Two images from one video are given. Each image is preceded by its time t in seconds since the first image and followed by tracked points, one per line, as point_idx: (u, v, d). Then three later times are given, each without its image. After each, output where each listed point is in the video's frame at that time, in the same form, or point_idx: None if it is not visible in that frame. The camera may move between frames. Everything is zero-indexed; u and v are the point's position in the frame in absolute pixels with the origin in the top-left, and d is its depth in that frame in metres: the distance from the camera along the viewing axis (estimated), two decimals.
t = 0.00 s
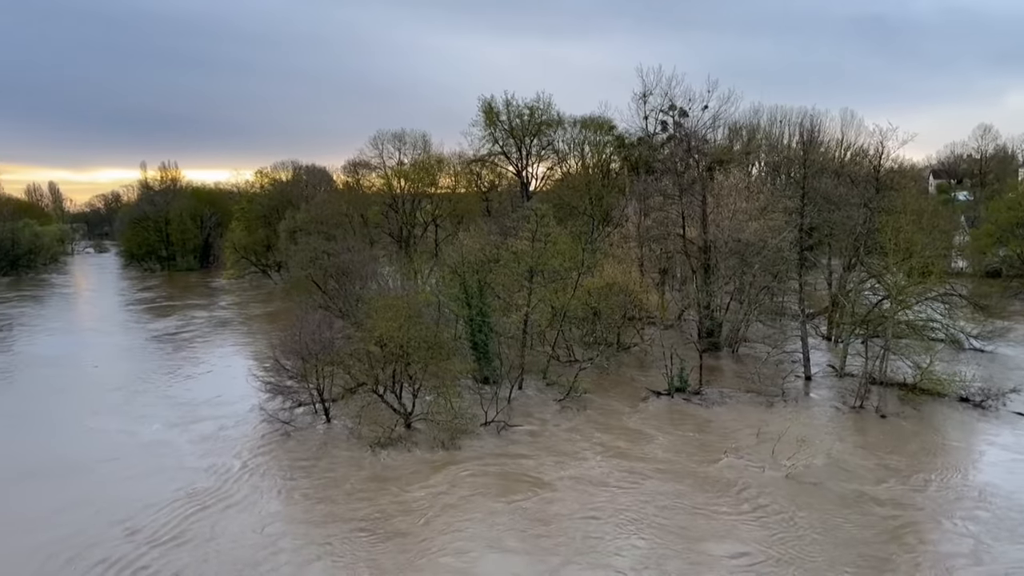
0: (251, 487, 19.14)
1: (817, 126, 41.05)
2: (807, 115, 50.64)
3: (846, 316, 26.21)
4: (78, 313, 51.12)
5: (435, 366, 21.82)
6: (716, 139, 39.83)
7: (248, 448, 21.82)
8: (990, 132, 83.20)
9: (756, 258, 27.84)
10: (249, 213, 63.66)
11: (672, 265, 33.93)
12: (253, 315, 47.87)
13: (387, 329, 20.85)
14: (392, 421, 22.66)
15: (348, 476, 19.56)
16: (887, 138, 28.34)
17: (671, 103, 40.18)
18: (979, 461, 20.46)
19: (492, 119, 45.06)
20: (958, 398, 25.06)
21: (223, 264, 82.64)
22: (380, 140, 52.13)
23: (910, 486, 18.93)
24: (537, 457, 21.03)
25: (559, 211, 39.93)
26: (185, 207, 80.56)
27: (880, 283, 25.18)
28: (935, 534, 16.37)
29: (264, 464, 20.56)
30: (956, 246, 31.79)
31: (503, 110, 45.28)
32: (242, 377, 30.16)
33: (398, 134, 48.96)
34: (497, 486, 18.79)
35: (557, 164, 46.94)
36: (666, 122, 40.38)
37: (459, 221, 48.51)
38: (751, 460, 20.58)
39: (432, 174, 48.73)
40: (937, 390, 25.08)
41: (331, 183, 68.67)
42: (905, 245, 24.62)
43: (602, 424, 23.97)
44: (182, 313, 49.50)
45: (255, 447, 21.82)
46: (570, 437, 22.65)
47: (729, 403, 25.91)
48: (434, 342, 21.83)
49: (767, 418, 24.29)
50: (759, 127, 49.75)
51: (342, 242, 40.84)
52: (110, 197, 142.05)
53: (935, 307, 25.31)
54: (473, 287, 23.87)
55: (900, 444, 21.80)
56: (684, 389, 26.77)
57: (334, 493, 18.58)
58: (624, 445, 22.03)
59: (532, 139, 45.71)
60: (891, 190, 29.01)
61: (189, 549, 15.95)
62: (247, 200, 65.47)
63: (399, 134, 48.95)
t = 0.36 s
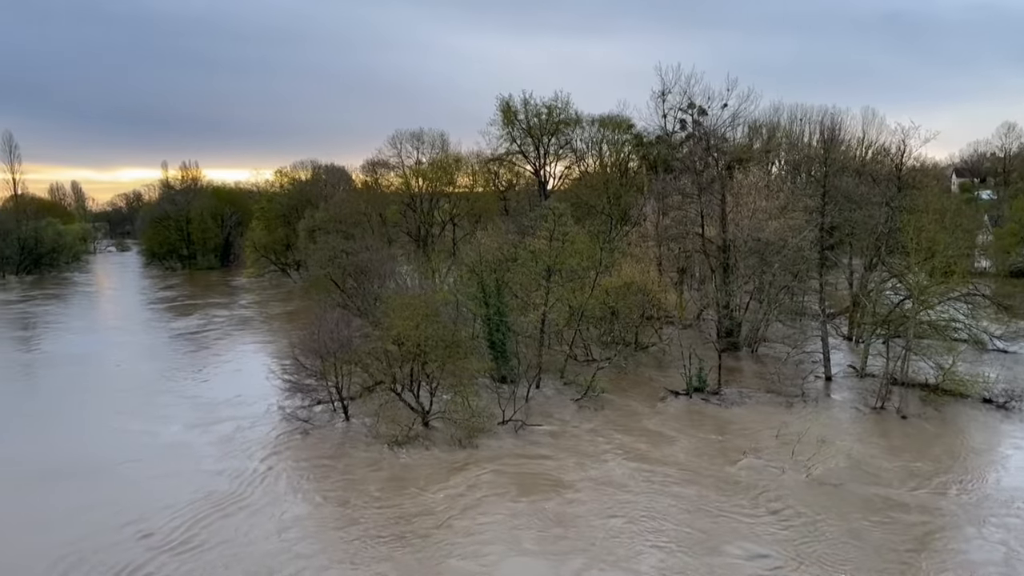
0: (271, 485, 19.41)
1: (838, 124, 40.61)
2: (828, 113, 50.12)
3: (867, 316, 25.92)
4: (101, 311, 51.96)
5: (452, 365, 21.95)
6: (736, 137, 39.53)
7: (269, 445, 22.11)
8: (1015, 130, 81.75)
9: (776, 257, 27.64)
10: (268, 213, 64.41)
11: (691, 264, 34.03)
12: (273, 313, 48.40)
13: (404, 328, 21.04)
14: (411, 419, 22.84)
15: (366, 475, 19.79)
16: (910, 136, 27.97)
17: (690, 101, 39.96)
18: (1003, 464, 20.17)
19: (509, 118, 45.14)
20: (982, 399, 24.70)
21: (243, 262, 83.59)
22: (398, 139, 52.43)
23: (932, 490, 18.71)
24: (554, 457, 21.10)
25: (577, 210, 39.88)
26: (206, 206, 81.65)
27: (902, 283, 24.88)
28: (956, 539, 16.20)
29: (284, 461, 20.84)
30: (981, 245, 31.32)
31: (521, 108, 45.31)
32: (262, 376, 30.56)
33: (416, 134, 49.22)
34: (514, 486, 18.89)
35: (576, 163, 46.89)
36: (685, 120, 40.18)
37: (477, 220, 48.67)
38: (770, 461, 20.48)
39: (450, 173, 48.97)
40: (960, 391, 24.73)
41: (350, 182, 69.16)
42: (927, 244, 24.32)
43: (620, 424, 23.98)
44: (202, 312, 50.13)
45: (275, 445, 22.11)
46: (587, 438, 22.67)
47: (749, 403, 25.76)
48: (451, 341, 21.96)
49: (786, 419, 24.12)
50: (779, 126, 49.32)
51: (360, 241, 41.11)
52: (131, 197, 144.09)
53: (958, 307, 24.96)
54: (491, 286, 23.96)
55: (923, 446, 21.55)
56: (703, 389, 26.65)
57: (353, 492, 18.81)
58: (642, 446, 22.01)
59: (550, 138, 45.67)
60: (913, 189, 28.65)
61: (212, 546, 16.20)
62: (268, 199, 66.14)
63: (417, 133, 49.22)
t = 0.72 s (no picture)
0: (292, 480, 19.75)
1: (858, 122, 40.28)
2: (848, 111, 49.68)
3: (887, 316, 25.70)
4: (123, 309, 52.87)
5: (469, 363, 22.15)
6: (755, 136, 39.30)
7: (290, 442, 22.47)
8: None
9: (795, 256, 27.50)
10: (288, 212, 65.74)
11: (709, 263, 33.91)
12: (293, 312, 48.97)
13: (421, 327, 21.29)
14: (428, 417, 23.08)
15: (386, 472, 20.06)
16: (931, 135, 27.68)
17: (709, 99, 39.77)
18: None
19: (527, 117, 45.22)
20: (1004, 400, 24.42)
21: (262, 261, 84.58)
22: (416, 138, 52.75)
23: (952, 492, 18.60)
24: (571, 456, 21.21)
25: (594, 209, 39.85)
26: (225, 205, 82.70)
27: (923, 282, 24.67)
28: (976, 542, 16.12)
29: (305, 458, 21.17)
30: (1004, 245, 30.92)
31: (538, 107, 45.36)
32: (281, 375, 31.01)
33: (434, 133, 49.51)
34: (531, 485, 19.04)
35: (593, 161, 46.90)
36: (703, 118, 40.00)
37: (494, 218, 48.91)
38: (788, 462, 20.44)
39: (467, 172, 49.25)
40: (982, 392, 24.46)
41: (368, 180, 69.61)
42: (949, 243, 24.08)
43: (636, 423, 24.04)
44: (223, 310, 50.84)
45: (295, 442, 22.46)
46: (604, 437, 22.76)
47: (767, 403, 25.68)
48: (469, 340, 22.18)
49: (805, 419, 24.03)
50: (798, 124, 48.95)
51: (379, 240, 41.43)
52: (152, 195, 146.12)
53: (981, 307, 24.68)
54: (508, 284, 24.14)
55: (944, 447, 21.39)
56: (721, 388, 26.60)
57: (372, 489, 19.09)
58: (659, 446, 22.05)
59: (567, 136, 45.65)
60: (935, 187, 28.36)
61: (234, 540, 16.47)
62: (287, 198, 67.13)
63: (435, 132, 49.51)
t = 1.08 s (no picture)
0: (310, 478, 20.02)
1: (877, 119, 39.88)
2: (868, 108, 49.16)
3: (906, 315, 25.47)
4: (142, 308, 53.64)
5: (484, 362, 22.29)
6: (772, 133, 39.01)
7: (308, 440, 22.75)
8: None
9: (813, 255, 27.33)
10: (305, 211, 66.05)
11: (725, 262, 33.78)
12: (310, 311, 49.41)
13: (437, 325, 21.44)
14: (444, 416, 23.26)
15: (402, 470, 20.27)
16: (951, 132, 27.36)
17: (726, 97, 39.57)
18: None
19: (542, 116, 45.25)
20: None
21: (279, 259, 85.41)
22: (431, 137, 52.98)
23: (971, 493, 18.44)
24: (586, 455, 21.30)
25: (609, 208, 39.85)
26: (243, 205, 83.56)
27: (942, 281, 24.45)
28: (994, 544, 16.00)
29: (323, 456, 21.43)
30: None
31: (554, 106, 45.39)
32: (298, 373, 31.39)
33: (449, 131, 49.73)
34: (546, 484, 19.13)
35: (609, 160, 46.91)
36: (720, 117, 39.80)
37: (509, 217, 49.07)
38: (804, 462, 20.37)
39: (482, 171, 49.41)
40: (1003, 393, 24.16)
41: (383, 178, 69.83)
42: (969, 242, 23.79)
43: (651, 422, 24.06)
44: (241, 309, 51.42)
45: (314, 440, 22.74)
46: (619, 436, 22.79)
47: (784, 403, 25.57)
48: (484, 338, 22.31)
49: (822, 419, 23.89)
50: (816, 122, 48.57)
51: (394, 239, 41.63)
52: (171, 195, 147.93)
53: (1001, 307, 24.36)
54: (523, 283, 24.22)
55: (964, 448, 21.17)
56: (738, 388, 26.50)
57: (388, 487, 19.30)
58: (674, 445, 22.05)
59: (583, 135, 45.64)
60: (955, 186, 28.01)
61: (253, 539, 16.76)
62: (304, 197, 67.43)
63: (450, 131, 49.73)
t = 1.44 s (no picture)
0: (329, 477, 20.32)
1: (898, 117, 39.45)
2: (889, 106, 48.64)
3: (926, 314, 25.21)
4: (162, 306, 54.46)
5: (500, 360, 22.42)
6: (791, 131, 38.71)
7: (327, 438, 23.13)
8: None
9: (832, 253, 27.13)
10: (321, 210, 65.89)
11: (743, 260, 33.62)
12: (328, 309, 49.86)
13: (454, 323, 21.60)
14: (461, 414, 23.45)
15: (420, 469, 20.49)
16: (973, 129, 27.02)
17: (744, 94, 39.34)
18: None
19: (559, 113, 45.26)
20: None
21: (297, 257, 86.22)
22: (448, 136, 53.22)
23: (992, 495, 18.25)
24: (602, 455, 21.41)
25: (626, 206, 39.78)
26: (261, 203, 84.40)
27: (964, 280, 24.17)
28: (1014, 546, 15.84)
29: (341, 455, 21.71)
30: None
31: (570, 104, 45.39)
32: (315, 372, 31.78)
33: (466, 130, 49.96)
34: (562, 484, 19.26)
35: (625, 158, 46.88)
36: (738, 114, 39.61)
37: (526, 215, 49.17)
38: (822, 462, 20.30)
39: (499, 169, 49.56)
40: None
41: (401, 176, 69.66)
42: (991, 241, 23.52)
43: (668, 422, 24.08)
44: (260, 307, 52.06)
45: (333, 438, 23.11)
46: (636, 436, 22.84)
47: (802, 402, 25.45)
48: (500, 336, 22.44)
49: (841, 419, 23.75)
50: (836, 119, 48.14)
51: (411, 237, 41.81)
52: (190, 193, 149.98)
53: None
54: (540, 281, 24.30)
55: (986, 449, 20.92)
56: (755, 387, 26.39)
57: (406, 486, 19.54)
58: (690, 445, 22.07)
59: (599, 133, 45.60)
60: (977, 184, 27.66)
61: (273, 537, 17.07)
62: (321, 196, 67.64)
63: (467, 130, 49.95)
